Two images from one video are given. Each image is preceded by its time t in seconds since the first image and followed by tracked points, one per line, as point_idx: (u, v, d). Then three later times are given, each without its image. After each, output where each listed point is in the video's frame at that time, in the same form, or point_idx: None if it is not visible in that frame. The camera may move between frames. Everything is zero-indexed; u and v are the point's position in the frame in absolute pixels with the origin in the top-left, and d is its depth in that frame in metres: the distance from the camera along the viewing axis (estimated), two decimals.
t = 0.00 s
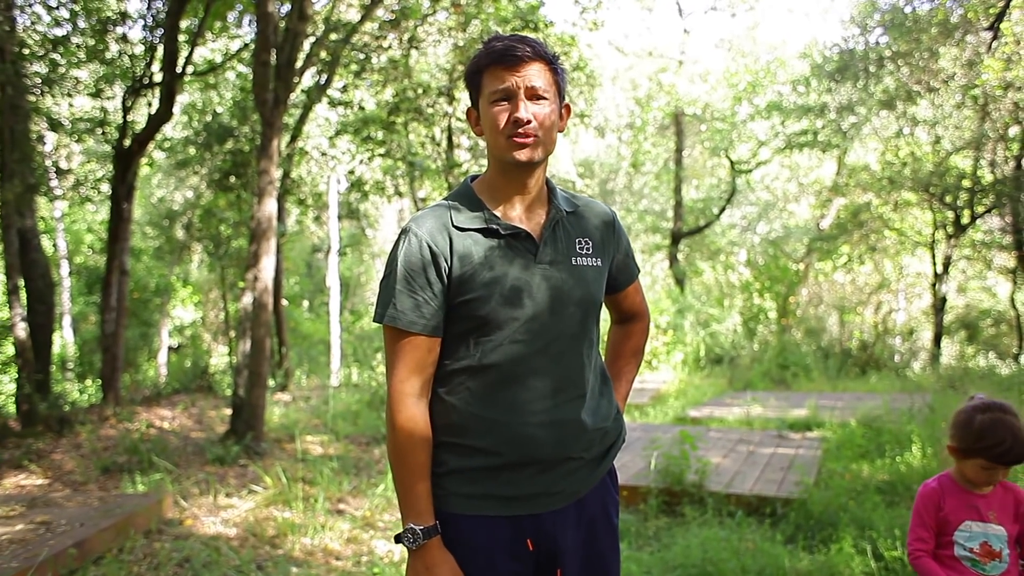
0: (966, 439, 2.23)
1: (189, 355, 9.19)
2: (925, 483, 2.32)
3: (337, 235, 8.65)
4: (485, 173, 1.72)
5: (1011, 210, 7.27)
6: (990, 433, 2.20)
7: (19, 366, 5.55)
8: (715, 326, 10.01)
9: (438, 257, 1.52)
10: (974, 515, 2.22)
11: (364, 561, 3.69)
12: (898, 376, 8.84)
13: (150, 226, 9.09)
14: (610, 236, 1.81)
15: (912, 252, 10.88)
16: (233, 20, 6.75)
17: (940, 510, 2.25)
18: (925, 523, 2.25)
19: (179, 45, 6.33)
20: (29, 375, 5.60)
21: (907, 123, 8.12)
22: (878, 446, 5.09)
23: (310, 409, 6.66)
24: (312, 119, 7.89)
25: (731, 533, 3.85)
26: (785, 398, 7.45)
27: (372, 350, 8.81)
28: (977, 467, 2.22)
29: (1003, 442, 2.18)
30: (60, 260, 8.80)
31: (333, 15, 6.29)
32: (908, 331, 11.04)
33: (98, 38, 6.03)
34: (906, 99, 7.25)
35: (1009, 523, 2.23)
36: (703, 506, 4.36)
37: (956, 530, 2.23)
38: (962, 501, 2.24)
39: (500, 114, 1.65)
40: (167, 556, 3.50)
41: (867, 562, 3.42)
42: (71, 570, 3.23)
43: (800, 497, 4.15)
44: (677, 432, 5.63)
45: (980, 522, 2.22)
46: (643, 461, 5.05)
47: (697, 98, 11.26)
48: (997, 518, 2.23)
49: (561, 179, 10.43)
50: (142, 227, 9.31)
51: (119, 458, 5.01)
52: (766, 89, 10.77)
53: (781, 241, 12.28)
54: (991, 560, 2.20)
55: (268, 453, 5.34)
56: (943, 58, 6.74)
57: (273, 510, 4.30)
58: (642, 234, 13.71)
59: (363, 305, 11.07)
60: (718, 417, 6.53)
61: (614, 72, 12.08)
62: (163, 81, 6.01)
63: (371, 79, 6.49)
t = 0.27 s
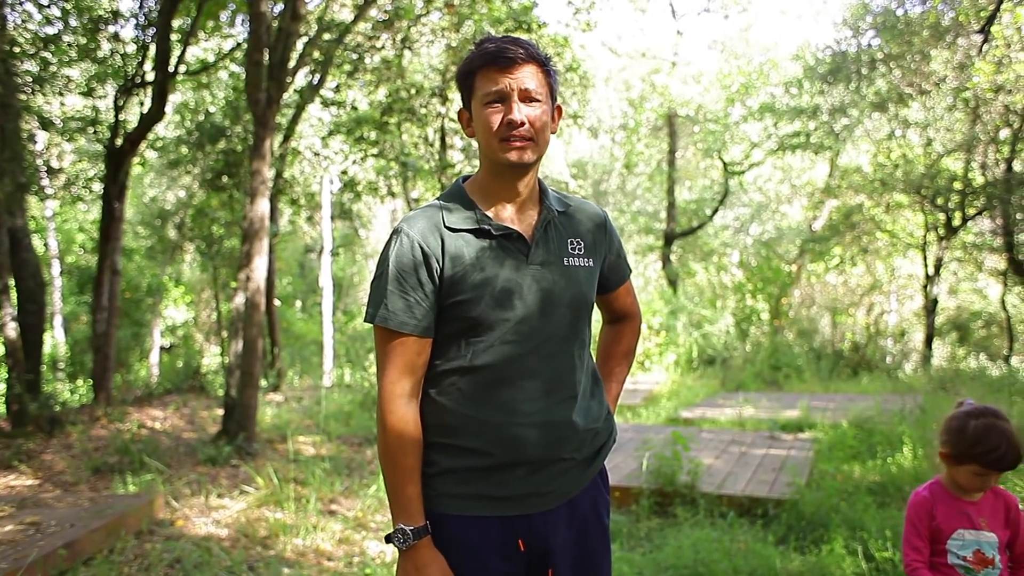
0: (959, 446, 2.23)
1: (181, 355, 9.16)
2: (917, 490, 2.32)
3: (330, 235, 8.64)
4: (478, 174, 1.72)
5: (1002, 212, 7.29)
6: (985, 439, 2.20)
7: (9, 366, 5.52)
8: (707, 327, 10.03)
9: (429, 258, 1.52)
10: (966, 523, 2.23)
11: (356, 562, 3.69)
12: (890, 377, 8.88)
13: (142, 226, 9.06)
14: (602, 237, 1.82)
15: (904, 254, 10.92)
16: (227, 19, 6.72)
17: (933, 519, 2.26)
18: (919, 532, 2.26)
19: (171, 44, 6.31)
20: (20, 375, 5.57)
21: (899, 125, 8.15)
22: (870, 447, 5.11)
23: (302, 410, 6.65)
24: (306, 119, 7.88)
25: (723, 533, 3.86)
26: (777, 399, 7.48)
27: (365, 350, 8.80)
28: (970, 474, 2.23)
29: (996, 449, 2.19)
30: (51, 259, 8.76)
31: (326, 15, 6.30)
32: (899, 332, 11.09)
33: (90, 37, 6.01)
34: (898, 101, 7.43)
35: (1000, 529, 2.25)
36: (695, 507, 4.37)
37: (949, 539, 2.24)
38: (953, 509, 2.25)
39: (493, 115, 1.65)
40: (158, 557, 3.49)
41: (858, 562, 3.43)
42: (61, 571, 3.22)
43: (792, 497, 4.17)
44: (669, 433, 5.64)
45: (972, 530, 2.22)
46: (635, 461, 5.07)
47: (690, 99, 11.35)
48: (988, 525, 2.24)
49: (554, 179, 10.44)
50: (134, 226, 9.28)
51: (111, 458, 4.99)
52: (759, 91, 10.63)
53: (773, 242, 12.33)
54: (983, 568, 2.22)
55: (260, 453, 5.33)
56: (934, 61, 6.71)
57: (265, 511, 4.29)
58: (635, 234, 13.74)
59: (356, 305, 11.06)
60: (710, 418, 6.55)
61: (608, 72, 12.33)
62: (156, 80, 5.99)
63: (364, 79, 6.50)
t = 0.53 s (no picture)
0: (999, 463, 2.15)
1: (181, 357, 9.16)
2: (950, 507, 2.23)
3: (330, 237, 8.65)
4: (477, 175, 1.72)
5: (1002, 213, 7.29)
6: None
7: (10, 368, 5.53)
8: (708, 328, 10.04)
9: (429, 259, 1.52)
10: (1002, 544, 2.14)
11: (357, 563, 3.69)
12: (890, 378, 8.88)
13: (142, 228, 9.07)
14: (602, 239, 1.82)
15: (904, 255, 10.92)
16: (227, 22, 6.73)
17: (966, 538, 2.17)
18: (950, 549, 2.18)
19: (172, 47, 6.33)
20: (21, 377, 5.57)
21: (899, 126, 8.15)
22: (871, 448, 5.11)
23: (302, 411, 6.65)
24: (306, 121, 7.89)
25: (725, 535, 3.86)
26: (778, 400, 7.48)
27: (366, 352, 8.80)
28: (1009, 492, 2.14)
29: None
30: (52, 262, 8.76)
31: (326, 17, 6.31)
32: (899, 333, 11.10)
33: (90, 39, 6.03)
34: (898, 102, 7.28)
35: None
36: (696, 508, 4.36)
37: (982, 558, 2.15)
38: (989, 528, 2.17)
39: (493, 118, 1.65)
40: (159, 558, 3.49)
41: (859, 564, 3.43)
42: (62, 572, 3.22)
43: (793, 499, 4.16)
44: (670, 434, 5.64)
45: (1008, 551, 2.13)
46: (636, 463, 5.07)
47: (690, 101, 11.35)
48: None
49: (554, 181, 10.44)
50: (135, 228, 9.28)
51: (111, 460, 4.99)
52: (759, 93, 10.81)
53: (773, 244, 12.33)
54: None
55: (261, 455, 5.32)
56: (934, 62, 6.71)
57: (265, 512, 4.29)
58: (635, 236, 13.74)
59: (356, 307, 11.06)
60: (711, 419, 6.55)
61: (607, 74, 12.29)
62: (156, 82, 5.99)
63: (364, 81, 6.53)
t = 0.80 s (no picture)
0: None
1: (185, 357, 9.18)
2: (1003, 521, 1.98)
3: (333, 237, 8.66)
4: (477, 173, 1.73)
5: (1007, 210, 7.25)
6: None
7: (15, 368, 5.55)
8: (712, 327, 10.03)
9: (428, 259, 1.53)
10: None
11: (361, 562, 3.69)
12: (894, 376, 8.86)
13: (146, 228, 9.09)
14: (602, 238, 1.82)
15: (908, 253, 10.90)
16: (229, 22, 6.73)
17: None
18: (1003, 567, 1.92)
19: (175, 47, 6.34)
20: (25, 377, 5.59)
21: (903, 124, 8.14)
22: (875, 446, 5.10)
23: (306, 411, 6.65)
24: (308, 121, 7.90)
25: (729, 533, 3.86)
26: (782, 398, 7.47)
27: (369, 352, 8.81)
28: None
29: None
30: (56, 262, 8.79)
31: (329, 17, 6.32)
32: (903, 331, 11.07)
33: (93, 41, 6.05)
34: (901, 100, 7.41)
35: None
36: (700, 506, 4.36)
37: None
38: None
39: (492, 117, 1.66)
40: (163, 558, 3.50)
41: (863, 562, 3.42)
42: (67, 572, 3.23)
43: (797, 497, 4.16)
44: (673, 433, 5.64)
45: None
46: (640, 461, 5.07)
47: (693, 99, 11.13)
48: None
49: (557, 180, 10.44)
50: (138, 229, 9.30)
51: (116, 460, 5.01)
52: (761, 91, 10.82)
53: (777, 242, 12.31)
54: None
55: (265, 455, 5.33)
56: (938, 59, 6.69)
57: (270, 512, 4.29)
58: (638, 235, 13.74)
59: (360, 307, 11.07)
60: (715, 417, 6.55)
61: (609, 73, 11.96)
62: (159, 83, 6.00)
63: (367, 80, 6.56)
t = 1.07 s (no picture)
0: None
1: (183, 357, 9.18)
2: None
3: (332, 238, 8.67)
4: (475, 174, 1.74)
5: (1005, 212, 7.25)
6: None
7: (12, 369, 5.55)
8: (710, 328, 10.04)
9: (420, 260, 1.54)
10: None
11: (359, 563, 3.69)
12: (892, 378, 8.87)
13: (144, 229, 9.10)
14: (599, 241, 1.82)
15: (906, 254, 10.91)
16: (228, 23, 6.73)
17: None
18: None
19: (173, 48, 6.34)
20: (23, 378, 5.59)
21: (901, 126, 8.15)
22: (872, 447, 5.10)
23: (304, 412, 6.65)
24: (307, 122, 7.90)
25: (726, 534, 3.87)
26: (779, 400, 7.48)
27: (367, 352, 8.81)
28: None
29: None
30: (54, 263, 8.78)
31: (327, 18, 6.33)
32: (901, 333, 11.09)
33: (92, 41, 6.05)
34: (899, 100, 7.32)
35: None
36: (697, 507, 4.36)
37: None
38: None
39: (488, 121, 1.66)
40: (160, 558, 3.50)
41: (860, 563, 3.43)
42: (64, 573, 3.23)
43: (794, 498, 4.16)
44: (671, 434, 5.64)
45: None
46: (637, 463, 5.07)
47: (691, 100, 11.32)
48: None
49: (555, 182, 10.45)
50: (137, 230, 9.30)
51: (113, 461, 5.00)
52: (760, 92, 10.85)
53: (775, 244, 12.36)
54: None
55: (263, 455, 5.33)
56: (936, 61, 6.68)
57: (267, 512, 4.29)
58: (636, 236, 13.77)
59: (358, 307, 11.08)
60: (712, 418, 6.56)
61: (608, 74, 11.97)
62: (157, 83, 6.00)
63: (365, 82, 6.59)
